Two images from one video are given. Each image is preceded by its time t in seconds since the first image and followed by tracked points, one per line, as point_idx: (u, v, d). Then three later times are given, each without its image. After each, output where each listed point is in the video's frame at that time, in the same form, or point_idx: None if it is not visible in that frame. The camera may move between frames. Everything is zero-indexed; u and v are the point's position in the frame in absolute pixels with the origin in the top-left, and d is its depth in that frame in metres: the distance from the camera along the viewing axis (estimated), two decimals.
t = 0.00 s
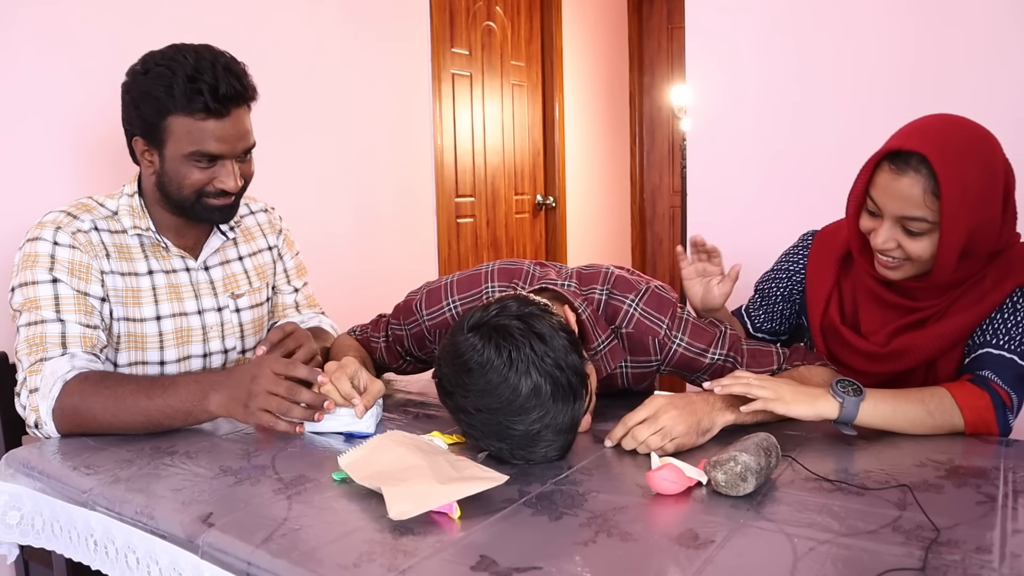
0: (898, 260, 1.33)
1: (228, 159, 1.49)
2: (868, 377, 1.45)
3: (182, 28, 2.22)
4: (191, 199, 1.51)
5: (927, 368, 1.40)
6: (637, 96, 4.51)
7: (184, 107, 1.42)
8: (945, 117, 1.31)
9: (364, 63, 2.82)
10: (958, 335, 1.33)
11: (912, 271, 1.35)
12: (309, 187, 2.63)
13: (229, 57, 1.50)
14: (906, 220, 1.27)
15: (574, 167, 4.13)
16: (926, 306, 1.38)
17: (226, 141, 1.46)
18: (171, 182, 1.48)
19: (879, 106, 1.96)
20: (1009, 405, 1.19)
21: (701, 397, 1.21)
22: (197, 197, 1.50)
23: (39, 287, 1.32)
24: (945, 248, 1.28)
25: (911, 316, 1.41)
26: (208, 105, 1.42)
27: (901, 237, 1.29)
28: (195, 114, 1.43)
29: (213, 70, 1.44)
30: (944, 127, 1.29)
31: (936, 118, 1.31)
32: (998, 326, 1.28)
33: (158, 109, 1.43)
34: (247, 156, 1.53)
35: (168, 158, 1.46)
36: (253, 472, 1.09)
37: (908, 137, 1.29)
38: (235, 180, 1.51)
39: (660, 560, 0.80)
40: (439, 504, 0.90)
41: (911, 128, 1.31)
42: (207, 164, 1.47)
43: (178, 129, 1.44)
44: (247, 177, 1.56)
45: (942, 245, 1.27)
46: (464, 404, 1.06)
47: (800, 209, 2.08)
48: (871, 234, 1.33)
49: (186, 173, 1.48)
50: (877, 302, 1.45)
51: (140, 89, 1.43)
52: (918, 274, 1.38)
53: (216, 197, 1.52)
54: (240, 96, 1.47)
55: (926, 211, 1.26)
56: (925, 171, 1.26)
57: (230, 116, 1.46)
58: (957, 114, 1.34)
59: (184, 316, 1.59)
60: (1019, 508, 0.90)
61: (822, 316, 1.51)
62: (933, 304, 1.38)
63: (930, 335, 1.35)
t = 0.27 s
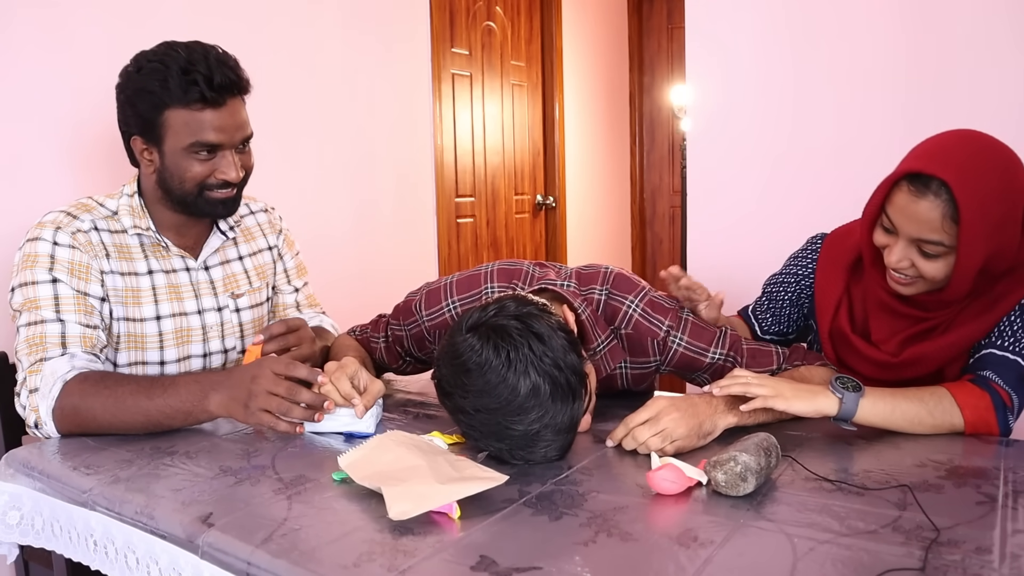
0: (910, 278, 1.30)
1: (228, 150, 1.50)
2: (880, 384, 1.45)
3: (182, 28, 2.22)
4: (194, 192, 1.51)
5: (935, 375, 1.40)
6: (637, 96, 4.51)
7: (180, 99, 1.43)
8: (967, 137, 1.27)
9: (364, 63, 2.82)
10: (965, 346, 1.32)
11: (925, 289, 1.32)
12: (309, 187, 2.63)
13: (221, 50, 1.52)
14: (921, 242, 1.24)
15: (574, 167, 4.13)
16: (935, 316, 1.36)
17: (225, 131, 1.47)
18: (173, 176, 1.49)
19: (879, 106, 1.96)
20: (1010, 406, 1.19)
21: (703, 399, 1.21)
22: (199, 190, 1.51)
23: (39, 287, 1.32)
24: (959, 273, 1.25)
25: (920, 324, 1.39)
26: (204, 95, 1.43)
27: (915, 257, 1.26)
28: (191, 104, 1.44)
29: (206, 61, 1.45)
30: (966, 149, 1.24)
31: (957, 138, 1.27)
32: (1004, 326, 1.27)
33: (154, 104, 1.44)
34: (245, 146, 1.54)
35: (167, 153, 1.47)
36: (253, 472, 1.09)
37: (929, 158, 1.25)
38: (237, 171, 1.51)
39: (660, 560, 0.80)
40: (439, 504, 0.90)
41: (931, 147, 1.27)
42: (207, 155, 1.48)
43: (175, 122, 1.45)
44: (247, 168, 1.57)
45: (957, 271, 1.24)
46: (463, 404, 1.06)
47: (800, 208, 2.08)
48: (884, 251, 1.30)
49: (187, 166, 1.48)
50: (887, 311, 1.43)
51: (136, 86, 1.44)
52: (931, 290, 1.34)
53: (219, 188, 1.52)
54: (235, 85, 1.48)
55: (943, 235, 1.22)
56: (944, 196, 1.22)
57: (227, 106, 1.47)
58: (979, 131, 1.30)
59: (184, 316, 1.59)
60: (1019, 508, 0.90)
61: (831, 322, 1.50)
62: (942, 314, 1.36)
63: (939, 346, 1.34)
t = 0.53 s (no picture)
0: (923, 288, 1.29)
1: (222, 138, 1.50)
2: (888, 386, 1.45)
3: (182, 28, 2.22)
4: (192, 184, 1.51)
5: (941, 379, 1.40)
6: (637, 96, 4.51)
7: (171, 88, 1.44)
8: (985, 149, 1.25)
9: (364, 63, 2.82)
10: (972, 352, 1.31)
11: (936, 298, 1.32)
12: (309, 187, 2.63)
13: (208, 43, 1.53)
14: (937, 254, 1.23)
15: (574, 167, 4.13)
16: (944, 322, 1.36)
17: (218, 118, 1.48)
18: (170, 169, 1.49)
19: (879, 106, 1.96)
20: (1011, 406, 1.19)
21: (702, 399, 1.21)
22: (197, 182, 1.51)
23: (39, 287, 1.32)
24: (972, 285, 1.25)
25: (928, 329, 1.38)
26: (193, 82, 1.44)
27: (929, 268, 1.25)
28: (182, 93, 1.45)
29: (194, 50, 1.46)
30: (987, 164, 1.23)
31: (976, 150, 1.25)
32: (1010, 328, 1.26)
33: (146, 96, 1.45)
34: (239, 136, 1.55)
35: (163, 146, 1.48)
36: (253, 472, 1.09)
37: (948, 171, 1.23)
38: (233, 159, 1.52)
39: (660, 560, 0.80)
40: (439, 504, 0.90)
41: (950, 159, 1.25)
42: (202, 144, 1.49)
43: (168, 112, 1.46)
44: (244, 159, 1.57)
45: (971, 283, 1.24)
46: (462, 404, 1.06)
47: (800, 208, 2.09)
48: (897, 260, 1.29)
49: (183, 158, 1.48)
50: (895, 315, 1.42)
51: (127, 80, 1.46)
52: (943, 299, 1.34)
53: (216, 178, 1.52)
54: (223, 73, 1.49)
55: (960, 250, 1.22)
56: (963, 211, 1.21)
57: (217, 94, 1.48)
58: (994, 139, 1.28)
59: (184, 316, 1.59)
60: (1019, 508, 0.90)
61: (839, 324, 1.49)
62: (951, 321, 1.35)
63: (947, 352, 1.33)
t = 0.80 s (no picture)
0: (926, 288, 1.29)
1: (223, 136, 1.51)
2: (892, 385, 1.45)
3: (181, 27, 2.22)
4: (192, 183, 1.51)
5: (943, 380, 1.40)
6: (637, 96, 4.51)
7: (171, 87, 1.44)
8: (989, 150, 1.24)
9: (364, 63, 2.82)
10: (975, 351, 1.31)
11: (940, 298, 1.31)
12: (309, 187, 2.63)
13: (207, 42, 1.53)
14: (940, 254, 1.23)
15: (574, 167, 4.13)
16: (946, 321, 1.36)
17: (218, 116, 1.48)
18: (170, 168, 1.49)
19: (878, 106, 1.96)
20: (1011, 406, 1.18)
21: (702, 398, 1.21)
22: (197, 181, 1.50)
23: (39, 287, 1.32)
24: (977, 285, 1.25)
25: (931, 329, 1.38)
26: (193, 80, 1.45)
27: (933, 268, 1.25)
28: (182, 92, 1.45)
29: (194, 49, 1.47)
30: (990, 164, 1.23)
31: (980, 150, 1.25)
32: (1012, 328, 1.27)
33: (146, 95, 1.45)
34: (240, 135, 1.55)
35: (163, 145, 1.48)
36: (253, 472, 1.09)
37: (951, 171, 1.23)
38: (234, 157, 1.52)
39: (660, 560, 0.80)
40: (439, 504, 0.90)
41: (953, 158, 1.24)
42: (203, 143, 1.49)
43: (168, 111, 1.46)
44: (246, 158, 1.57)
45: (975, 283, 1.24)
46: (463, 404, 1.06)
47: (800, 209, 2.09)
48: (901, 259, 1.29)
49: (183, 156, 1.48)
50: (898, 314, 1.42)
51: (127, 80, 1.46)
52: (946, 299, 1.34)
53: (217, 177, 1.52)
54: (223, 71, 1.49)
55: (963, 250, 1.22)
56: (967, 211, 1.21)
57: (217, 91, 1.48)
58: (998, 139, 1.28)
59: (184, 316, 1.59)
60: (1019, 508, 0.90)
61: (843, 324, 1.48)
62: (954, 321, 1.35)
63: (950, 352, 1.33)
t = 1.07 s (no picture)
0: (924, 287, 1.29)
1: (226, 138, 1.51)
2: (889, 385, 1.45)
3: (182, 27, 2.22)
4: (194, 184, 1.51)
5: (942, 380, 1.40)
6: (637, 96, 4.51)
7: (175, 89, 1.45)
8: (990, 151, 1.24)
9: (364, 63, 2.82)
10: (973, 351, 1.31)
11: (939, 298, 1.31)
12: (309, 187, 2.63)
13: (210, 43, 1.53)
14: (939, 254, 1.23)
15: (574, 167, 4.13)
16: (945, 321, 1.36)
17: (222, 118, 1.49)
18: (172, 169, 1.49)
19: (879, 106, 1.96)
20: (1011, 406, 1.18)
21: (702, 399, 1.21)
22: (199, 182, 1.51)
23: (40, 287, 1.32)
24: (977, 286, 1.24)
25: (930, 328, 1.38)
26: (197, 82, 1.45)
27: (931, 267, 1.25)
28: (186, 93, 1.45)
29: (198, 50, 1.46)
30: (989, 165, 1.23)
31: (981, 151, 1.24)
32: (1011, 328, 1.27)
33: (150, 96, 1.45)
34: (242, 136, 1.55)
35: (166, 146, 1.48)
36: (253, 472, 1.09)
37: (951, 172, 1.23)
38: (236, 159, 1.52)
39: (660, 560, 0.80)
40: (439, 504, 0.90)
41: (954, 159, 1.24)
42: (206, 144, 1.49)
43: (172, 113, 1.46)
44: (247, 159, 1.58)
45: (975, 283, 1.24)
46: (463, 404, 1.06)
47: (800, 209, 2.09)
48: (900, 259, 1.29)
49: (186, 158, 1.48)
50: (897, 313, 1.41)
51: (130, 81, 1.46)
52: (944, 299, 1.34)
53: (219, 178, 1.52)
54: (227, 73, 1.49)
55: (962, 250, 1.21)
56: (966, 212, 1.21)
57: (220, 93, 1.48)
58: (1000, 141, 1.28)
59: (184, 316, 1.59)
60: (1019, 508, 0.90)
61: (845, 322, 1.47)
62: (951, 321, 1.35)
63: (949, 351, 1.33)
